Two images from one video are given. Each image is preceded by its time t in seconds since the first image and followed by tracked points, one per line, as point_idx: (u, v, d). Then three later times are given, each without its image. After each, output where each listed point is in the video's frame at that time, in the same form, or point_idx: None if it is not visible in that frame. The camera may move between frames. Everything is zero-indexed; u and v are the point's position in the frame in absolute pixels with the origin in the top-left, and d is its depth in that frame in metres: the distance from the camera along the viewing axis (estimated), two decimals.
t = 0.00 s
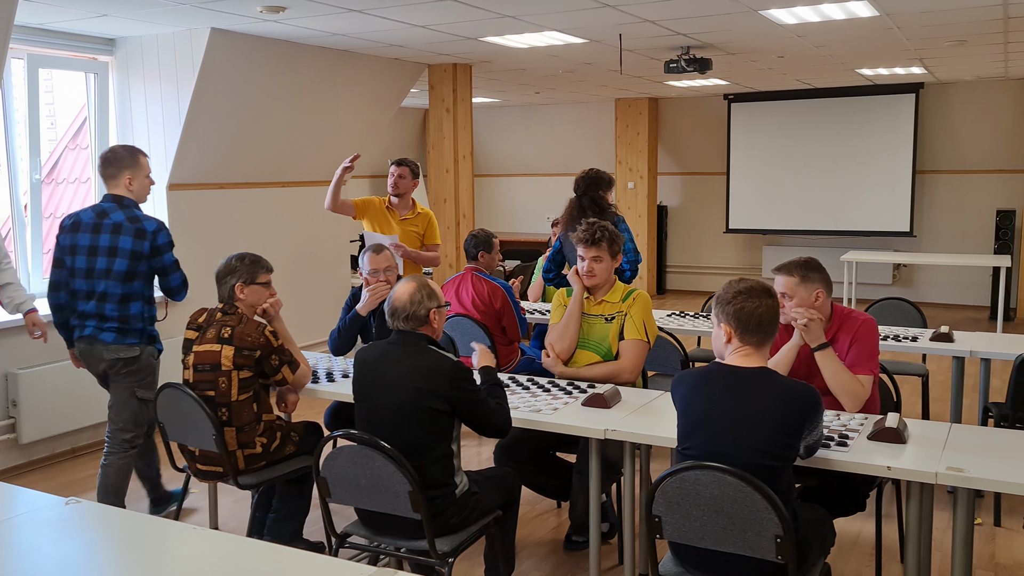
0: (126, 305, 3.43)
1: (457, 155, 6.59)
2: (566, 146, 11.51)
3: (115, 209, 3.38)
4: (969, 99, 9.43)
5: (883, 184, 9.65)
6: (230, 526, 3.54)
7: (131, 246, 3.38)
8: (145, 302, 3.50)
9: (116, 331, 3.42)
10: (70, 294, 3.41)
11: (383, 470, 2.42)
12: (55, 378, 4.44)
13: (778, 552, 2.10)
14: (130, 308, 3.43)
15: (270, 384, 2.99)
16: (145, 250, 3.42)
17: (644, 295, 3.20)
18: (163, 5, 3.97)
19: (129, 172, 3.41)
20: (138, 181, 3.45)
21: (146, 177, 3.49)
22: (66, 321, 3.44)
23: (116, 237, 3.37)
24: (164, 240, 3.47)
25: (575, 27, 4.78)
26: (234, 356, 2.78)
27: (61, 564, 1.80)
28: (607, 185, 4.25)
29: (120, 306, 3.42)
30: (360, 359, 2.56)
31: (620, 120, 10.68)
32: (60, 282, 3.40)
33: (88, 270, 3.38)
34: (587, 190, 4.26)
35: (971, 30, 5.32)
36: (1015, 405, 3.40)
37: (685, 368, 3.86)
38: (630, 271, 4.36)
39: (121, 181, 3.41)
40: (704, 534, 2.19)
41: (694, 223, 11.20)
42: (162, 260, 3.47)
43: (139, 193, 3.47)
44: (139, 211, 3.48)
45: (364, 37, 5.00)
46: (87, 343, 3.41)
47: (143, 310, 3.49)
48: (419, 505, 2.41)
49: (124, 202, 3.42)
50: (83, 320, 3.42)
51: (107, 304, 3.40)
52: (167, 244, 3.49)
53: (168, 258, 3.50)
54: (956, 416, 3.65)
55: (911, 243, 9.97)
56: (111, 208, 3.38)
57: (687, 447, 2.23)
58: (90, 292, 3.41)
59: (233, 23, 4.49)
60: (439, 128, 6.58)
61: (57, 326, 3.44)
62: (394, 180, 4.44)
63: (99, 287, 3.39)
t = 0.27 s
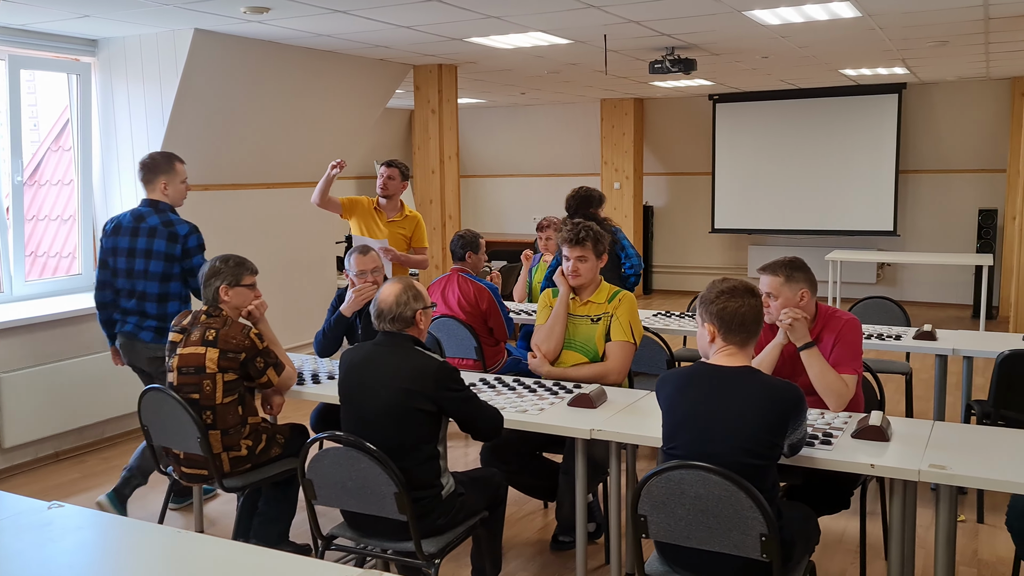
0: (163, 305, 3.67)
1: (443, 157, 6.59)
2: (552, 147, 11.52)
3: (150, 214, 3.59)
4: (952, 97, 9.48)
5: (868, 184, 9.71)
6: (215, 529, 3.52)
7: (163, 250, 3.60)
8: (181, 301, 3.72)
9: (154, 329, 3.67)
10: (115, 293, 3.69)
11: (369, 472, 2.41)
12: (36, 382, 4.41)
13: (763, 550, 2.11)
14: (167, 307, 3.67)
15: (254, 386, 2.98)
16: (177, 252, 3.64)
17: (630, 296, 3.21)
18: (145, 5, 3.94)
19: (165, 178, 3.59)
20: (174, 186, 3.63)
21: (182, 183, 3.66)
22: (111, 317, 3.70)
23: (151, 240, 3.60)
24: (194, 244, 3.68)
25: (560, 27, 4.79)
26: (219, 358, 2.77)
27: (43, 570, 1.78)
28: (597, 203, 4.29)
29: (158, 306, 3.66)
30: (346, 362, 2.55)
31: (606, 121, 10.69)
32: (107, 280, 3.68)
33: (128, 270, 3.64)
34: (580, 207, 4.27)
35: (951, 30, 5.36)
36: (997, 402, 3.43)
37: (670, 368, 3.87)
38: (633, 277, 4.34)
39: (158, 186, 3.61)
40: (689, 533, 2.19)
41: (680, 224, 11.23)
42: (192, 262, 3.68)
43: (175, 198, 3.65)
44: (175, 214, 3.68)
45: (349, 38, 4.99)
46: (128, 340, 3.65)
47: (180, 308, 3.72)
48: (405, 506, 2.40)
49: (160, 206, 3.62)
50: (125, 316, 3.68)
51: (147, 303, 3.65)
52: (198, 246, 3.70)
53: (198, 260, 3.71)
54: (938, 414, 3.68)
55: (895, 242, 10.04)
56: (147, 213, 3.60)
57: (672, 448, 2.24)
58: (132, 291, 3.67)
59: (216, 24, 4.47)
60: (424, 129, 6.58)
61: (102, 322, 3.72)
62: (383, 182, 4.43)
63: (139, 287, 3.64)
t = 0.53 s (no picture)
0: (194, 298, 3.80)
1: (433, 158, 6.59)
2: (542, 147, 11.53)
3: (186, 210, 3.68)
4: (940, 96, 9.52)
5: (857, 183, 9.75)
6: (206, 532, 3.52)
7: (192, 246, 3.69)
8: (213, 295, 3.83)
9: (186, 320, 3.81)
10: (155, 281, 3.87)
11: (360, 473, 2.40)
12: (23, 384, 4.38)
13: (754, 549, 2.12)
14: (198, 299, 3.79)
15: (244, 388, 2.97)
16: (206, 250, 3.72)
17: (620, 296, 3.20)
18: (132, 6, 3.93)
19: (206, 177, 3.68)
20: (215, 185, 3.72)
21: (224, 182, 3.75)
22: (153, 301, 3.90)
23: (183, 236, 3.69)
24: (223, 243, 3.76)
25: (549, 28, 4.79)
26: (208, 361, 2.76)
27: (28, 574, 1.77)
28: (593, 219, 4.35)
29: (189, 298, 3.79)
30: (337, 363, 2.54)
31: (596, 121, 10.70)
32: (149, 267, 3.86)
33: (165, 262, 3.76)
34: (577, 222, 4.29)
35: (938, 31, 5.39)
36: (986, 401, 3.44)
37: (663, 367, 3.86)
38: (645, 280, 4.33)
39: (200, 185, 3.70)
40: (679, 532, 2.20)
41: (670, 224, 11.26)
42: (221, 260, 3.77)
43: (215, 197, 3.74)
44: (212, 212, 3.77)
45: (338, 39, 4.98)
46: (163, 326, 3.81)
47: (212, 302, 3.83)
48: (395, 508, 2.40)
49: (200, 204, 3.71)
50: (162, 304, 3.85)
51: (181, 295, 3.79)
52: (227, 245, 3.78)
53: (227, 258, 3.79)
54: (928, 413, 3.69)
55: (884, 241, 10.09)
56: (185, 209, 3.68)
57: (663, 447, 2.24)
58: (167, 282, 3.80)
59: (204, 25, 4.46)
60: (415, 130, 6.58)
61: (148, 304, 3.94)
62: (375, 184, 4.42)
63: (172, 280, 3.76)
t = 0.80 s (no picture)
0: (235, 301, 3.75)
1: (429, 159, 6.58)
2: (537, 148, 11.53)
3: (233, 217, 3.70)
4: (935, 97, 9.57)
5: (852, 184, 9.77)
6: (202, 534, 3.51)
7: (234, 252, 3.69)
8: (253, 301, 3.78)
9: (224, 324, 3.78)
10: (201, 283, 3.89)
11: (356, 475, 2.40)
12: (18, 387, 4.37)
13: (749, 549, 2.12)
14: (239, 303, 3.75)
15: (240, 390, 2.97)
16: (247, 257, 3.73)
17: (616, 296, 3.21)
18: (128, 8, 3.93)
19: (257, 187, 3.70)
20: (264, 197, 3.73)
21: (274, 195, 3.76)
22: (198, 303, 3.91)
23: (227, 241, 3.71)
24: (264, 254, 3.78)
25: (544, 28, 4.80)
26: (203, 363, 2.76)
27: None
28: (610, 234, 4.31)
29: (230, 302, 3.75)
30: (334, 363, 2.54)
31: (591, 122, 10.70)
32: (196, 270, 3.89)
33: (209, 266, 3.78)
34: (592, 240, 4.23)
35: (932, 31, 5.40)
36: (981, 400, 3.45)
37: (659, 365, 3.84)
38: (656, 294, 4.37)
39: (250, 195, 3.72)
40: (675, 532, 2.20)
41: (665, 224, 11.28)
42: (260, 268, 3.77)
43: (264, 207, 3.74)
44: (259, 222, 3.78)
45: (332, 40, 4.98)
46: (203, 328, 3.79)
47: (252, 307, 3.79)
48: (391, 509, 2.39)
49: (247, 212, 3.72)
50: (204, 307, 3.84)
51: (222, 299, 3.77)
52: (267, 257, 3.80)
53: (265, 269, 3.80)
54: (923, 412, 3.70)
55: (879, 241, 10.11)
56: (233, 216, 3.71)
57: (658, 447, 2.24)
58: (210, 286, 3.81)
59: (198, 26, 4.45)
60: (410, 131, 6.58)
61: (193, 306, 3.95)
62: (368, 185, 4.42)
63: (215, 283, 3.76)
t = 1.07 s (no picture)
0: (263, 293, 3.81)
1: (424, 159, 6.57)
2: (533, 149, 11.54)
3: (270, 212, 3.75)
4: (929, 97, 9.59)
5: (847, 184, 9.78)
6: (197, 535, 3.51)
7: (264, 245, 3.74)
8: (281, 294, 3.80)
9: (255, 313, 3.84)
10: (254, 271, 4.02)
11: (351, 475, 2.40)
12: (11, 389, 4.36)
13: (744, 548, 2.12)
14: (267, 295, 3.78)
15: (235, 391, 2.97)
16: (276, 251, 3.74)
17: (609, 295, 3.22)
18: (122, 8, 3.92)
19: (299, 187, 3.77)
20: (305, 197, 3.80)
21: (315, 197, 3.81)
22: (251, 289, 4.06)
23: (263, 234, 3.77)
24: (293, 249, 3.75)
25: (539, 29, 4.80)
26: (198, 363, 2.75)
27: None
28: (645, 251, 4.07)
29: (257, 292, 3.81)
30: (330, 364, 2.53)
31: (586, 122, 10.70)
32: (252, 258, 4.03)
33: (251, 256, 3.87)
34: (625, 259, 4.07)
35: (927, 32, 5.42)
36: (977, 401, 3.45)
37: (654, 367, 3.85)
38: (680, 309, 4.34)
39: (292, 193, 3.79)
40: (671, 532, 2.20)
41: (660, 224, 11.31)
42: (289, 264, 3.76)
43: (304, 207, 3.81)
44: (296, 220, 3.80)
45: (326, 40, 4.97)
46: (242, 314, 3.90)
47: (280, 301, 3.80)
48: (386, 509, 2.39)
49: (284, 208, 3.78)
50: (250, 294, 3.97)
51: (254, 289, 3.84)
52: (298, 253, 3.77)
53: (297, 265, 3.77)
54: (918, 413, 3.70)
55: (874, 241, 10.14)
56: (271, 210, 3.77)
57: (653, 447, 2.24)
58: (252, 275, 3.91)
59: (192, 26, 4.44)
60: (405, 131, 6.57)
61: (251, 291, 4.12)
62: (356, 185, 4.41)
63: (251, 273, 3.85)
